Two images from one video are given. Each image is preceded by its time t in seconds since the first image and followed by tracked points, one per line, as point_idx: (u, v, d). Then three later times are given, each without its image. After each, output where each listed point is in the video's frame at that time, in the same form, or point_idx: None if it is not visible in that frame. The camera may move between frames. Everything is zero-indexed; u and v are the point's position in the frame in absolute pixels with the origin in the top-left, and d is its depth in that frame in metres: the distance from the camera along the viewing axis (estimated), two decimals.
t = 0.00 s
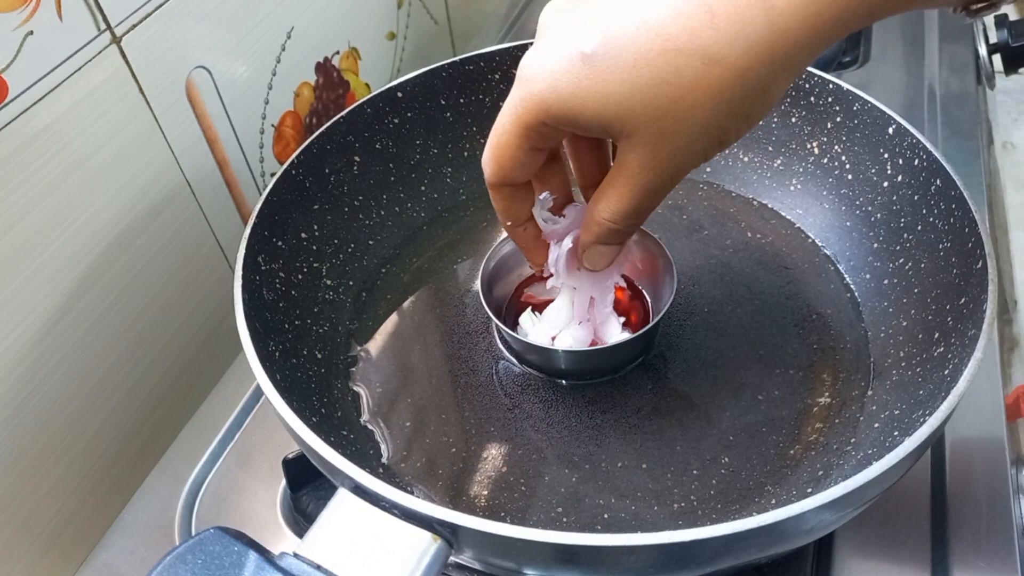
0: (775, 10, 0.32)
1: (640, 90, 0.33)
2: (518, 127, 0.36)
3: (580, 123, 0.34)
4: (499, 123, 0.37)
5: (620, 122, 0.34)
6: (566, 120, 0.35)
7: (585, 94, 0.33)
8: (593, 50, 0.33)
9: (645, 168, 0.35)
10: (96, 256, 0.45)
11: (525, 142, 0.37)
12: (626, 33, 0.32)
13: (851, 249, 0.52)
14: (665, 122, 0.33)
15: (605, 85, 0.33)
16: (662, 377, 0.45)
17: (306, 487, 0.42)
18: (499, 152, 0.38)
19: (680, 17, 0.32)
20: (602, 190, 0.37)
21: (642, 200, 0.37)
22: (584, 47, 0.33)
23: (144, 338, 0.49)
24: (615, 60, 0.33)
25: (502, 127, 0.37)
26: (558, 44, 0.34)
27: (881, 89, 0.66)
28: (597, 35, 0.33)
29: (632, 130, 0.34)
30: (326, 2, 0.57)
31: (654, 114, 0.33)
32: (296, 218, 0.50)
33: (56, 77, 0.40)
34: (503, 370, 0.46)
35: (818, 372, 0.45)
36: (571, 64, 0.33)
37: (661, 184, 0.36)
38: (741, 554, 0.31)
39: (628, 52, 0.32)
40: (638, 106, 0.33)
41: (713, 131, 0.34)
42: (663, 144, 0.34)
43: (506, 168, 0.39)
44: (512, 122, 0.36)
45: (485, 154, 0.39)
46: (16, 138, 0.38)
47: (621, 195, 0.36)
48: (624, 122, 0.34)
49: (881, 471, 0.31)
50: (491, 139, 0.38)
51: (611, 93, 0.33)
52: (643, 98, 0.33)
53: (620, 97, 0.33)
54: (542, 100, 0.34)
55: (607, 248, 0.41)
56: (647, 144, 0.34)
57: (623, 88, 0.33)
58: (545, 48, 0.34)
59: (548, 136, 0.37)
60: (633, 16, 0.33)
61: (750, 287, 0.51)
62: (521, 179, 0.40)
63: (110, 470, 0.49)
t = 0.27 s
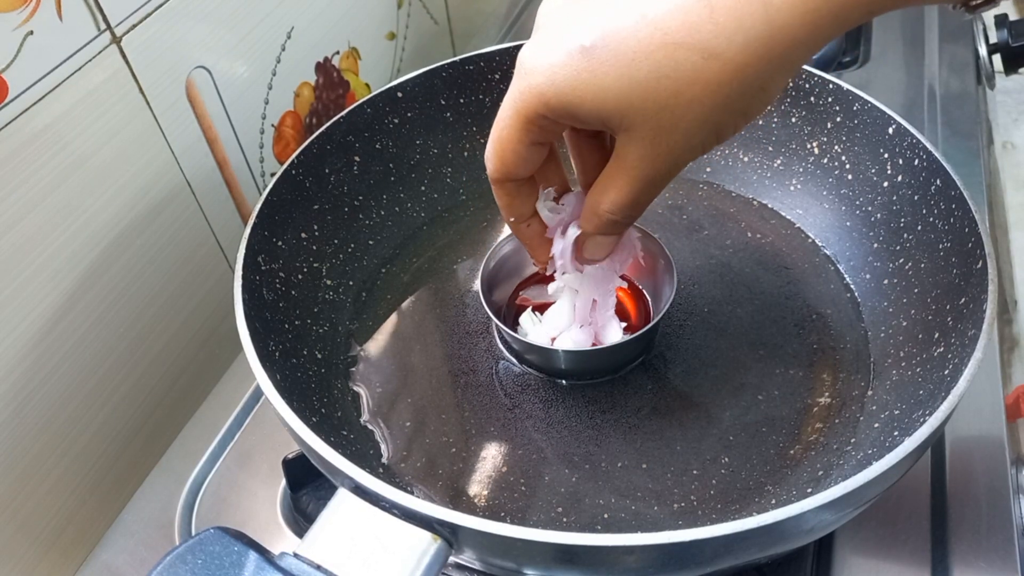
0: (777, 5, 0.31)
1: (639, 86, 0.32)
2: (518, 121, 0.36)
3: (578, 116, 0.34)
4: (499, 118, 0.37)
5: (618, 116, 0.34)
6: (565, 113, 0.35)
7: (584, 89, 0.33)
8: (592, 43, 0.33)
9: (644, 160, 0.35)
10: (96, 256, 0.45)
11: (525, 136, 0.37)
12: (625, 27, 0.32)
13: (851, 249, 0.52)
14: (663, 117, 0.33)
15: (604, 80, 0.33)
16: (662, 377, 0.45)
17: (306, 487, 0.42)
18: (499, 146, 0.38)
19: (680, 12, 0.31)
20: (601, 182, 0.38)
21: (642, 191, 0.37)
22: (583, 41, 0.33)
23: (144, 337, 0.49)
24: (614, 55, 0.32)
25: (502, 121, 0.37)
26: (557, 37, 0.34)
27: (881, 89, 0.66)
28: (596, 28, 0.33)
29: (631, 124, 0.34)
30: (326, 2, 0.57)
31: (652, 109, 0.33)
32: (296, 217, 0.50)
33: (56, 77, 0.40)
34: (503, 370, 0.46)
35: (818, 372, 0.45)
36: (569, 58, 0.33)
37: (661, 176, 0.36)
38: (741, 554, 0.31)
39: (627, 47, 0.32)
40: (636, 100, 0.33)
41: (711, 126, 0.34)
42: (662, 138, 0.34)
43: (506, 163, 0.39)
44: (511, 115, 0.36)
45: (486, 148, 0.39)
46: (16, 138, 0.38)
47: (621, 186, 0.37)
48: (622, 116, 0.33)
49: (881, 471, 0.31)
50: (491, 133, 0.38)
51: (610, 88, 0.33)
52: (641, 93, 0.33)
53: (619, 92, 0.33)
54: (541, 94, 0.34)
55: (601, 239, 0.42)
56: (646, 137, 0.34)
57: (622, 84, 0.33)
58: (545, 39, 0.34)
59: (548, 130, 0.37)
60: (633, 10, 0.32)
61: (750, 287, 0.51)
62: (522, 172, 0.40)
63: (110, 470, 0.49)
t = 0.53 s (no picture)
0: (776, 11, 0.31)
1: (638, 89, 0.32)
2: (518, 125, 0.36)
3: (577, 118, 0.34)
4: (499, 121, 0.37)
5: (616, 118, 0.34)
6: (564, 116, 0.35)
7: (582, 92, 0.33)
8: (591, 46, 0.33)
9: (643, 161, 0.35)
10: (97, 256, 0.45)
11: (524, 139, 0.37)
12: (624, 31, 0.32)
13: (851, 249, 0.52)
14: (661, 121, 0.33)
15: (603, 83, 0.33)
16: (662, 377, 0.45)
17: (306, 487, 0.42)
18: (499, 150, 0.38)
19: (678, 17, 0.31)
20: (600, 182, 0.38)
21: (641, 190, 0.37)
22: (582, 44, 0.33)
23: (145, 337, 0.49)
24: (612, 58, 0.32)
25: (502, 125, 0.37)
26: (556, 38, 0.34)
27: (881, 89, 0.66)
28: (595, 30, 0.33)
29: (630, 126, 0.34)
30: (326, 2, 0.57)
31: (651, 112, 0.33)
32: (296, 218, 0.50)
33: (56, 77, 0.40)
34: (503, 370, 0.46)
35: (818, 372, 0.45)
36: (568, 60, 0.33)
37: (660, 175, 0.36)
38: (741, 554, 0.31)
39: (625, 51, 0.32)
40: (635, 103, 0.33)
41: (709, 129, 0.34)
42: (660, 140, 0.34)
43: (506, 167, 0.39)
44: (511, 119, 0.36)
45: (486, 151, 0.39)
46: (16, 138, 0.38)
47: (620, 186, 0.37)
48: (621, 119, 0.34)
49: (881, 470, 0.31)
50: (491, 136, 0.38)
51: (608, 92, 0.33)
52: (640, 97, 0.33)
53: (617, 95, 0.33)
54: (539, 96, 0.34)
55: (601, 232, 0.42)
56: (643, 140, 0.34)
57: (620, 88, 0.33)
58: (544, 40, 0.34)
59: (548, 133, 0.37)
60: (632, 12, 0.32)
61: (750, 287, 0.51)
62: (522, 175, 0.40)
63: (110, 469, 0.49)
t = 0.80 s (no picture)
0: (771, 30, 0.31)
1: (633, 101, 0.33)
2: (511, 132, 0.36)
3: (571, 127, 0.34)
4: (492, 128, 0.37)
5: (611, 128, 0.34)
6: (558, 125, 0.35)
7: (578, 101, 0.33)
8: (588, 55, 0.32)
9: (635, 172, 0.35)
10: (97, 256, 0.45)
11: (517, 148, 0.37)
12: (622, 42, 0.32)
13: (851, 249, 0.52)
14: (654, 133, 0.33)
15: (599, 93, 0.33)
16: (662, 377, 0.45)
17: (306, 487, 0.42)
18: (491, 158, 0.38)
19: (676, 31, 0.32)
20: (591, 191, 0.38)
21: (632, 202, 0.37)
22: (579, 52, 0.33)
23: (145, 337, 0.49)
24: (609, 69, 0.32)
25: (493, 134, 0.37)
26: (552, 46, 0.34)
27: (881, 88, 0.66)
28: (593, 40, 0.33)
29: (623, 137, 0.34)
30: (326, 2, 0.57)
31: (644, 124, 0.33)
32: (296, 218, 0.50)
33: (56, 77, 0.40)
34: (503, 370, 0.46)
35: (818, 372, 0.45)
36: (564, 68, 0.33)
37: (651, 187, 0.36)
38: (741, 554, 0.31)
39: (623, 62, 0.32)
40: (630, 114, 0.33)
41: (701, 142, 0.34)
42: (653, 152, 0.34)
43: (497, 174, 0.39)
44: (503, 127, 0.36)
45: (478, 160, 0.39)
46: (16, 138, 0.38)
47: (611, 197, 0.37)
48: (615, 129, 0.34)
49: (881, 471, 0.31)
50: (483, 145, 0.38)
51: (604, 102, 0.33)
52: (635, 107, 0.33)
53: (613, 106, 0.33)
54: (534, 104, 0.34)
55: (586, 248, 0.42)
56: (636, 151, 0.34)
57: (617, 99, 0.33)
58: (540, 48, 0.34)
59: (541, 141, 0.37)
60: (630, 24, 0.32)
61: (750, 287, 0.51)
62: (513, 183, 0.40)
63: (110, 469, 0.49)
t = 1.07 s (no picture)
0: (771, 25, 0.31)
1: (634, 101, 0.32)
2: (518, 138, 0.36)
3: (574, 131, 0.34)
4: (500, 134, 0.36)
5: (614, 129, 0.33)
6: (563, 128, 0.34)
7: (581, 104, 0.33)
8: (587, 57, 0.32)
9: (640, 171, 0.35)
10: (97, 256, 0.45)
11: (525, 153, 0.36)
12: (621, 42, 0.32)
13: (851, 249, 0.52)
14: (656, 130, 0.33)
15: (600, 93, 0.33)
16: (661, 377, 0.45)
17: (306, 487, 0.42)
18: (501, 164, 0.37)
19: (674, 30, 0.32)
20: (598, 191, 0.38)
21: (637, 201, 0.37)
22: (578, 54, 0.32)
23: (145, 338, 0.49)
24: (611, 70, 0.32)
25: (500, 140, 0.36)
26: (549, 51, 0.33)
27: (881, 88, 0.66)
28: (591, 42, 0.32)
29: (627, 137, 0.34)
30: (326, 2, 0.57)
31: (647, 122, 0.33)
32: (296, 218, 0.50)
33: (56, 77, 0.40)
34: (503, 370, 0.46)
35: (818, 372, 0.45)
36: (564, 71, 0.33)
37: (655, 188, 0.36)
38: (741, 554, 0.31)
39: (624, 62, 0.32)
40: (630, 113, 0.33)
41: (702, 142, 0.34)
42: (656, 151, 0.34)
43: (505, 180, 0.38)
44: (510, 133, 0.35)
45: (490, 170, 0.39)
46: (16, 138, 0.38)
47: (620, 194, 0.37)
48: (618, 129, 0.33)
49: (881, 470, 0.31)
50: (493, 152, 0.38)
51: (606, 102, 0.33)
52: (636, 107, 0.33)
53: (615, 106, 0.33)
54: (535, 109, 0.33)
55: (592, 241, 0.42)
56: (639, 151, 0.34)
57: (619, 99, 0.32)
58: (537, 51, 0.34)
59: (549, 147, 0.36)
60: (628, 23, 0.32)
61: (750, 287, 0.51)
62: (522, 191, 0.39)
63: (110, 468, 0.49)
